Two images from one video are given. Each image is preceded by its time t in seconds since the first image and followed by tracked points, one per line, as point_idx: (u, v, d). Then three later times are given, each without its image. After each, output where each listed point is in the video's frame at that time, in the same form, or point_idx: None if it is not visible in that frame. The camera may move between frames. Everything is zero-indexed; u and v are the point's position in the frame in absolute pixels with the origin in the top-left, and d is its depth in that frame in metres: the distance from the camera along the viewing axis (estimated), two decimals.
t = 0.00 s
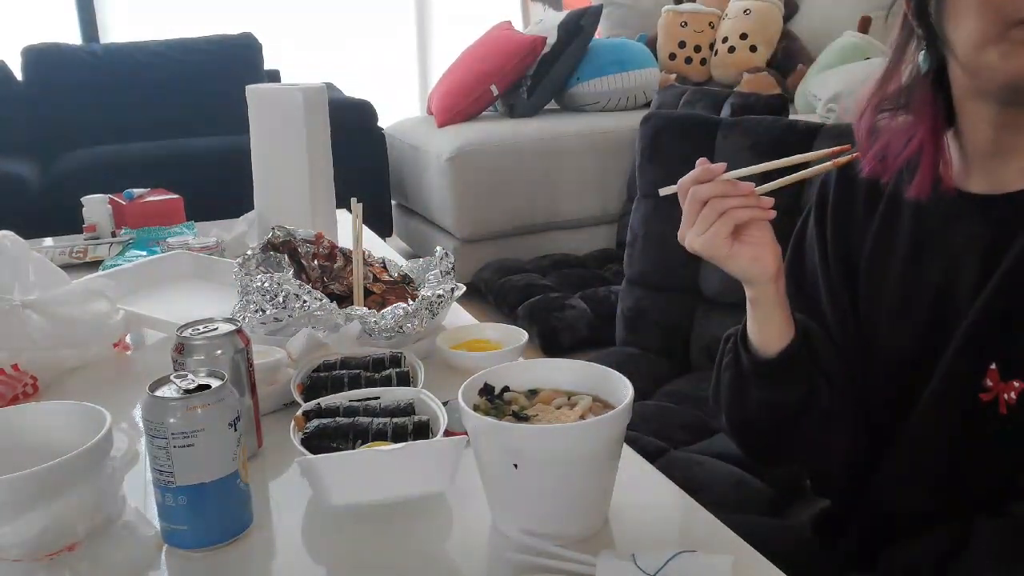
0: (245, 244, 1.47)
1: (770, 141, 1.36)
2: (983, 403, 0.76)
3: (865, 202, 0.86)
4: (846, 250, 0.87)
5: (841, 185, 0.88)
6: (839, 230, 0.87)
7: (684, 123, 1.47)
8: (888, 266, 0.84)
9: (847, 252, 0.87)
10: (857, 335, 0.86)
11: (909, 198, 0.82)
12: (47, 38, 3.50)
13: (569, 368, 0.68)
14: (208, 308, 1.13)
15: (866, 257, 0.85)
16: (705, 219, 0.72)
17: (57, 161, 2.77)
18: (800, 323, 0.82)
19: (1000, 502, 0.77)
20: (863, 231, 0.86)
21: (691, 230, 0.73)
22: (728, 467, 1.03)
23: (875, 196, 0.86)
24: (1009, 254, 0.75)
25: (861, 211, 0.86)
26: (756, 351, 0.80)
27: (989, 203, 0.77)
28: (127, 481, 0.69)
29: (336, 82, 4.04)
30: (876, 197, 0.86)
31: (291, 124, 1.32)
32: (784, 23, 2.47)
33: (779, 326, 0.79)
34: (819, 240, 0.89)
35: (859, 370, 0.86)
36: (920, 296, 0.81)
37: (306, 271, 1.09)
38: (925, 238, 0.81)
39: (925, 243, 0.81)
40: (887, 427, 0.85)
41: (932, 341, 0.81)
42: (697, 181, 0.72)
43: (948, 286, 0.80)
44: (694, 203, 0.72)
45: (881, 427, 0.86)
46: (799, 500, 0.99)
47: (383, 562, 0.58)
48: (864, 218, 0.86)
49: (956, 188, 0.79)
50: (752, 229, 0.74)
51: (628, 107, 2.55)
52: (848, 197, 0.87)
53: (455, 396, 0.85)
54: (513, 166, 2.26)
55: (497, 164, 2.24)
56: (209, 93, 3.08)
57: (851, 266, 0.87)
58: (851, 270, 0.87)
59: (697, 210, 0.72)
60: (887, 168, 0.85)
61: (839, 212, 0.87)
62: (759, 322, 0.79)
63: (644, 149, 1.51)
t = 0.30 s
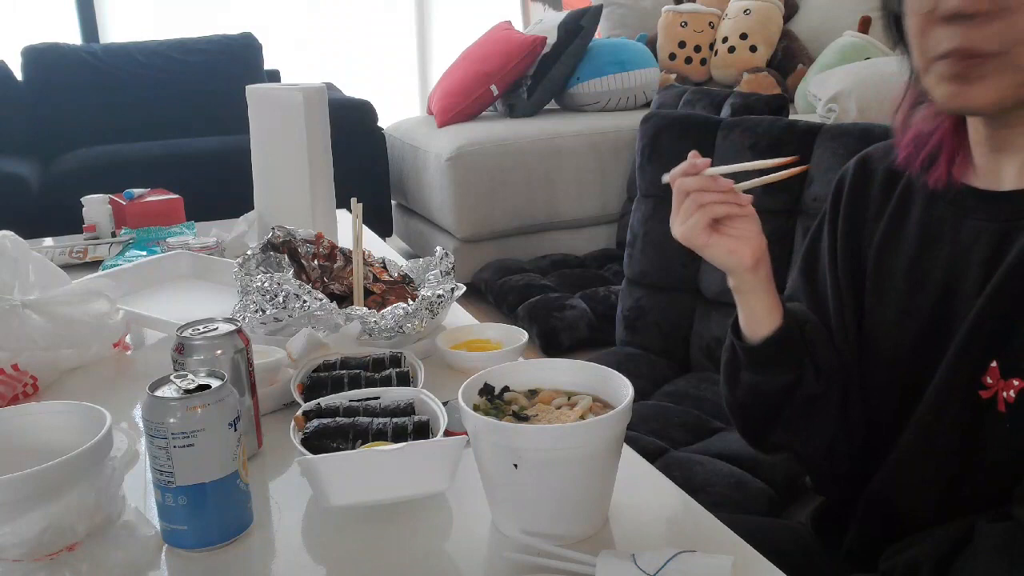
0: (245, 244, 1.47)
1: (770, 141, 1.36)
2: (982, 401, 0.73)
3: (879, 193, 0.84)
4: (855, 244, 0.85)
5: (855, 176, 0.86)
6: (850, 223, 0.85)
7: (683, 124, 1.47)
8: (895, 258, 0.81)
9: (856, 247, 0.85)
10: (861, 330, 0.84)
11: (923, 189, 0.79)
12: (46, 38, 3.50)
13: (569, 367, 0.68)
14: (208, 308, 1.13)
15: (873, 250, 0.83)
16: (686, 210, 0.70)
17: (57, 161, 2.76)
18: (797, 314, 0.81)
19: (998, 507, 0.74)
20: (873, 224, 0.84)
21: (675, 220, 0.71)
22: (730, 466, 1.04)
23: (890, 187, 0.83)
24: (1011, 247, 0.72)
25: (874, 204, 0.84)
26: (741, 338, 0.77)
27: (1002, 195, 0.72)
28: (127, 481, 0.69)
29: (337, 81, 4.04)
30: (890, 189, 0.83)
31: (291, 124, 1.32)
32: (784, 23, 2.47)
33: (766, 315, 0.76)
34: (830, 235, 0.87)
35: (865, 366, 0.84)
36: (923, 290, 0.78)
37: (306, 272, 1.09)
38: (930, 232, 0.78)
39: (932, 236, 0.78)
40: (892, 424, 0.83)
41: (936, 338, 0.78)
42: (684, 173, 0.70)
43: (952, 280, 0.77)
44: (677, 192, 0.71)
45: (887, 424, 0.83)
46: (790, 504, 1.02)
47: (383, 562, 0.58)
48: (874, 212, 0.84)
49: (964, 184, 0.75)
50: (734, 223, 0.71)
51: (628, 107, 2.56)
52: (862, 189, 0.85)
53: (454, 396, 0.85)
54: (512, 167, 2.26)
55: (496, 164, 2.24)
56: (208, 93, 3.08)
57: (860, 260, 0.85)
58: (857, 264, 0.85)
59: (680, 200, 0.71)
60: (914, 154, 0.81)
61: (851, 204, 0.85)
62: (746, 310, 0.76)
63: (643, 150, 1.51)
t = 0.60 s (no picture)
0: (246, 244, 1.48)
1: (770, 141, 1.36)
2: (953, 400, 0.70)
3: (895, 184, 0.82)
4: (864, 236, 0.84)
5: (874, 171, 0.84)
6: (862, 215, 0.84)
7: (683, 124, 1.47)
8: (894, 253, 0.79)
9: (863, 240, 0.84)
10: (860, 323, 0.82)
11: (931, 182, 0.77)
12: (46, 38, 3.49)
13: (569, 368, 0.68)
14: (208, 308, 1.13)
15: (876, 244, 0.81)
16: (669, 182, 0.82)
17: (57, 161, 2.77)
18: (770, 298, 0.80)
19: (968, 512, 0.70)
20: (882, 217, 0.82)
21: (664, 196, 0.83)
22: (733, 466, 1.04)
23: (905, 179, 0.81)
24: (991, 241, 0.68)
25: (888, 196, 0.82)
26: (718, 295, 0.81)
27: (994, 194, 0.69)
28: (126, 482, 0.69)
29: (336, 81, 4.04)
30: (904, 181, 0.81)
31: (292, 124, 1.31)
32: (784, 23, 2.47)
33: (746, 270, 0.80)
34: (842, 226, 0.86)
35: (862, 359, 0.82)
36: (914, 284, 0.76)
37: (306, 271, 1.09)
38: (923, 225, 0.76)
39: (927, 230, 0.75)
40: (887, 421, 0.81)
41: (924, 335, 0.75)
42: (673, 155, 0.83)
43: (940, 275, 0.74)
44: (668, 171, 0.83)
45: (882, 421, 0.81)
46: (789, 504, 1.02)
47: (382, 561, 0.58)
48: (887, 204, 0.82)
49: (976, 187, 0.71)
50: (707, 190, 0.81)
51: (628, 107, 2.56)
52: (881, 181, 0.84)
53: (455, 396, 0.85)
54: (512, 167, 2.26)
55: (496, 163, 2.24)
56: (208, 93, 3.08)
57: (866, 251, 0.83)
58: (861, 256, 0.83)
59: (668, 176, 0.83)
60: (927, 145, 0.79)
61: (866, 199, 0.84)
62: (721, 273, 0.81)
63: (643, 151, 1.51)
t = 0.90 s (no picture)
0: (246, 244, 1.48)
1: (770, 141, 1.36)
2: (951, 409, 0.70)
3: (884, 190, 0.83)
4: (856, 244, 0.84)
5: (864, 176, 0.85)
6: (853, 222, 0.84)
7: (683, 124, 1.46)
8: (887, 260, 0.79)
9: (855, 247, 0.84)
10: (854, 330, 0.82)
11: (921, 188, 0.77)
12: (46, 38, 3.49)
13: (569, 368, 0.68)
14: (208, 308, 1.13)
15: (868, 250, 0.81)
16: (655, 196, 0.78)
17: (57, 161, 2.77)
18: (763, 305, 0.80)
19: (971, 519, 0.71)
20: (873, 224, 0.82)
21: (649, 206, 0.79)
22: (731, 468, 1.03)
23: (895, 185, 0.82)
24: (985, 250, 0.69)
25: (878, 203, 0.83)
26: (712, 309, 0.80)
27: (984, 200, 0.69)
28: (127, 481, 0.69)
29: (336, 81, 4.04)
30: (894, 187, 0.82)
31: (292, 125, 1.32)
32: (784, 23, 2.47)
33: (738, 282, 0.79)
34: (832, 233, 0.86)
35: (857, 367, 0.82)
36: (909, 292, 0.76)
37: (306, 272, 1.09)
38: (917, 232, 0.76)
39: (919, 235, 0.76)
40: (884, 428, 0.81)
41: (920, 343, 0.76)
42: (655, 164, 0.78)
43: (935, 283, 0.74)
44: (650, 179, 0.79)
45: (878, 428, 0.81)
46: (789, 505, 1.02)
47: (382, 561, 0.58)
48: (877, 211, 0.83)
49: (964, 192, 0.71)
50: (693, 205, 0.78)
51: (628, 107, 2.56)
52: (870, 188, 0.84)
53: (455, 396, 0.85)
54: (512, 167, 2.26)
55: (496, 163, 2.24)
56: (208, 93, 3.08)
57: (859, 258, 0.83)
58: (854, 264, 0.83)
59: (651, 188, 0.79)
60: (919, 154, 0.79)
61: (856, 203, 0.84)
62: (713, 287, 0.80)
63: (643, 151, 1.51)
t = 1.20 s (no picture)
0: (246, 244, 1.47)
1: (770, 141, 1.36)
2: (945, 411, 0.70)
3: (876, 193, 0.83)
4: (849, 246, 0.84)
5: (856, 178, 0.85)
6: (847, 225, 0.84)
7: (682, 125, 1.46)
8: (880, 262, 0.79)
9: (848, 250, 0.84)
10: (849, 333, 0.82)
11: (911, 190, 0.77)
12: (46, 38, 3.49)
13: (569, 367, 0.68)
14: (208, 308, 1.13)
15: (861, 251, 0.82)
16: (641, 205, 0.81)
17: (57, 161, 2.77)
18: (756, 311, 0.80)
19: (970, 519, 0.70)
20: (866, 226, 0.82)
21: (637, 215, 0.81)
22: (732, 468, 1.03)
23: (887, 187, 0.82)
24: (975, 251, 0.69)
25: (870, 206, 0.83)
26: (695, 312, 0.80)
27: (972, 200, 0.69)
28: (126, 482, 0.69)
29: (336, 81, 4.04)
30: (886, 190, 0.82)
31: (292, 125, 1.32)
32: (784, 23, 2.47)
33: (721, 282, 0.79)
34: (827, 236, 0.86)
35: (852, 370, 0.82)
36: (901, 294, 0.76)
37: (306, 271, 1.09)
38: (909, 235, 0.76)
39: (911, 236, 0.76)
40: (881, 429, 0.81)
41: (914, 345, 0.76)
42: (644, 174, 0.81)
43: (927, 284, 0.74)
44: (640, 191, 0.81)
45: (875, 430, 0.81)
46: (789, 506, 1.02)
47: (382, 561, 0.58)
48: (869, 214, 0.83)
49: (953, 192, 0.71)
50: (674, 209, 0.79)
51: (628, 107, 2.56)
52: (862, 191, 0.84)
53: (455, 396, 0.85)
54: (512, 167, 2.26)
55: (495, 163, 2.24)
56: (208, 93, 3.08)
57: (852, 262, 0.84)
58: (848, 266, 0.84)
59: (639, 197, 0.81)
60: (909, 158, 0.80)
61: (849, 206, 0.85)
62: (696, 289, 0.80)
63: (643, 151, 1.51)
